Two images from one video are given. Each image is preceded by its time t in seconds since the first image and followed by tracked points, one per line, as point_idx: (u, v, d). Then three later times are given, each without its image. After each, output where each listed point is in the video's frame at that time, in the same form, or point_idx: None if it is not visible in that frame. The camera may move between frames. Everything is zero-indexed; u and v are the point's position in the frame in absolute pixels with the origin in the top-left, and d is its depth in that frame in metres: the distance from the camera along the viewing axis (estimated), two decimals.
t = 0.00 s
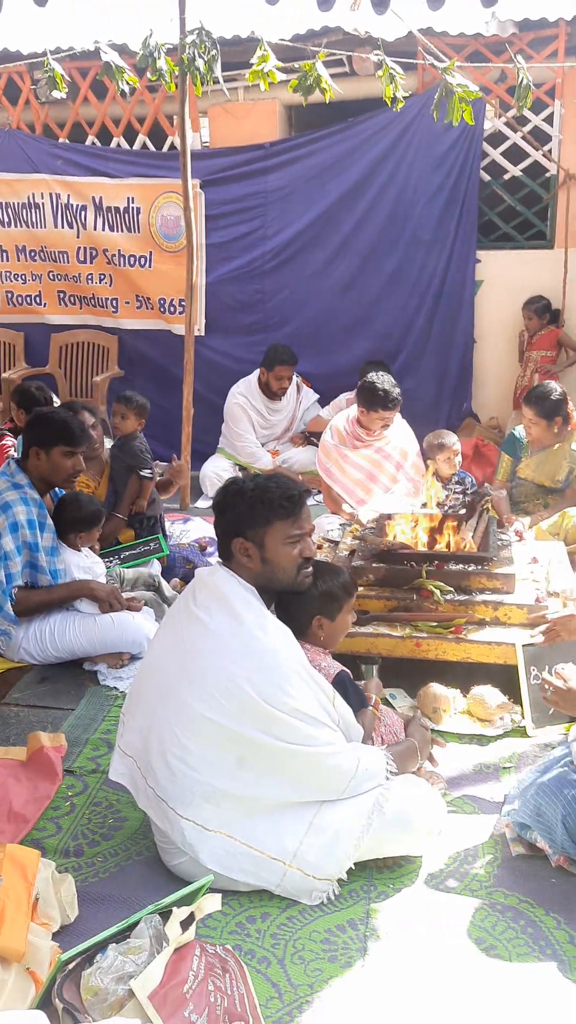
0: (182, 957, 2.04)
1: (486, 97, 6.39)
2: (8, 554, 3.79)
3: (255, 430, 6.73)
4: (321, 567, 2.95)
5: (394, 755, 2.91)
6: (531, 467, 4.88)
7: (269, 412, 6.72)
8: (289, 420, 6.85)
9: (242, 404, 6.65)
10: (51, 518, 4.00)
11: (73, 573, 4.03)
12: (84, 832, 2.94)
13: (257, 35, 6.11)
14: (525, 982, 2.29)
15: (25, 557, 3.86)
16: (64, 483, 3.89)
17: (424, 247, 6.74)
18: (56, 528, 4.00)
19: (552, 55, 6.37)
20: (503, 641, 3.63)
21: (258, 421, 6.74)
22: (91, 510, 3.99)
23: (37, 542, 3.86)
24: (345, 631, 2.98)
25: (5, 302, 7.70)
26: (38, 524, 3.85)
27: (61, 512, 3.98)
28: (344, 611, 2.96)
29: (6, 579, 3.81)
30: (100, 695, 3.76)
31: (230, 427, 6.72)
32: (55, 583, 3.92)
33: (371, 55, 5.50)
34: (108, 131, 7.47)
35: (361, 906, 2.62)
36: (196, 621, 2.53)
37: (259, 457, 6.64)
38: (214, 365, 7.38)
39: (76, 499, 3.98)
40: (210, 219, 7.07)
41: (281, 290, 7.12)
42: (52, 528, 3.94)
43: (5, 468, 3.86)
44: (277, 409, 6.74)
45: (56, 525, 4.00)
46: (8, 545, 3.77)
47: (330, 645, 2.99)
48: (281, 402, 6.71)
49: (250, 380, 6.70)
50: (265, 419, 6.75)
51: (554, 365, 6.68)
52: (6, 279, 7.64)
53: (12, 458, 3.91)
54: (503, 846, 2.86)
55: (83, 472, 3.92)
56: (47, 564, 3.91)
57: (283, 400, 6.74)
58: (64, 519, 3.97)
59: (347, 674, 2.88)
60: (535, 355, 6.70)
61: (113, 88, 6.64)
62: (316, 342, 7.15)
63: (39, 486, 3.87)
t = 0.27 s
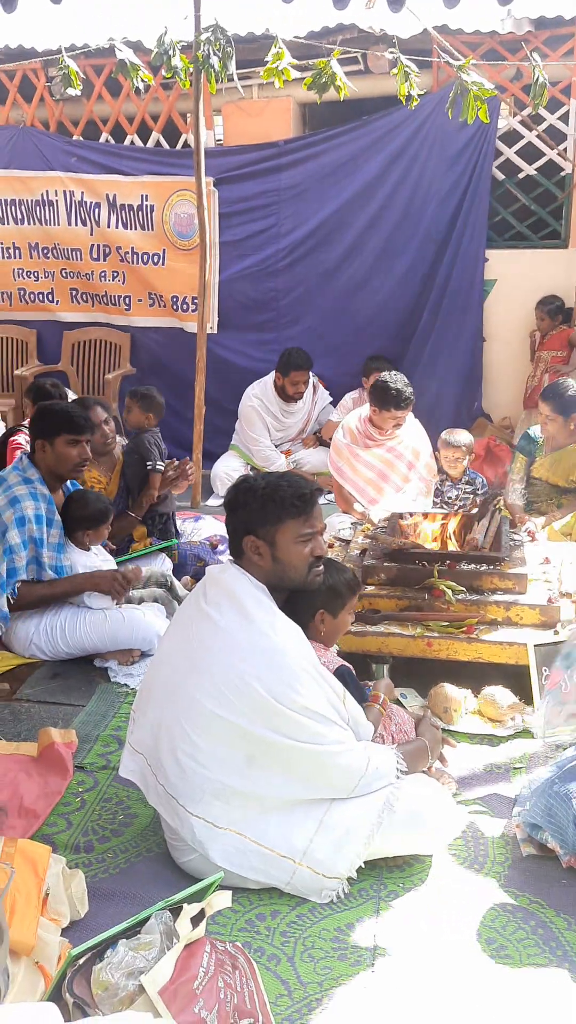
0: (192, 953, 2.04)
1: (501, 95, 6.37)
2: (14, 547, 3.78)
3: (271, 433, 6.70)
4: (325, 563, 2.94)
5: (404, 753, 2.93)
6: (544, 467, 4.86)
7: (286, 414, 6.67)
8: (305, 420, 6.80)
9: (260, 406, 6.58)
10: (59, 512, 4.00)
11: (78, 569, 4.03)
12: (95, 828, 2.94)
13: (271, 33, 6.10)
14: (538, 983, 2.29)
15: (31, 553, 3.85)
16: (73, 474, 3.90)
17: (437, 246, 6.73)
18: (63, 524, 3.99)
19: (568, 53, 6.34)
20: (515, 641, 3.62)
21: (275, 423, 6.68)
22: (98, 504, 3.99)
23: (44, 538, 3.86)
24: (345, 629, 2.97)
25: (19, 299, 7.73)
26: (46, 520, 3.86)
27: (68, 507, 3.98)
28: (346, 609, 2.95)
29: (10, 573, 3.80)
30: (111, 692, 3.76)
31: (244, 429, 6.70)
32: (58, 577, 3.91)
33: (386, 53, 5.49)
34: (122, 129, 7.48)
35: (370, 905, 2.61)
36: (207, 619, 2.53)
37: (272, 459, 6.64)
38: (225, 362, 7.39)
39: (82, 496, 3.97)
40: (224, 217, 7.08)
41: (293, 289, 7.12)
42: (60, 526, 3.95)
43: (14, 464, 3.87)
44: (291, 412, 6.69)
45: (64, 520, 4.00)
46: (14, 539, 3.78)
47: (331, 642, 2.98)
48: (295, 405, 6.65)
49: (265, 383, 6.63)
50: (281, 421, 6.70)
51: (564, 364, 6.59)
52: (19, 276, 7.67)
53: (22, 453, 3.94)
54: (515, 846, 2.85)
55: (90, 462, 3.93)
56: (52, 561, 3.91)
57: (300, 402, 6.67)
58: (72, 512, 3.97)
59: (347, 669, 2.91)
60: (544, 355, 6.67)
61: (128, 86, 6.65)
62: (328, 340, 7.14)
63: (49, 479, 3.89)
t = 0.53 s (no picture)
0: (201, 951, 2.05)
1: (514, 95, 6.36)
2: (23, 544, 3.80)
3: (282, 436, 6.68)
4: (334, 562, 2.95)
5: (413, 753, 2.90)
6: (555, 469, 4.86)
7: (299, 416, 6.64)
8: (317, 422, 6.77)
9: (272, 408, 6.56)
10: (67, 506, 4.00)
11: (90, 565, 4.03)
12: (104, 825, 2.95)
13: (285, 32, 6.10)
14: (547, 985, 2.28)
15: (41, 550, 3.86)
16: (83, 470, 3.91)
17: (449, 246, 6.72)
18: (70, 521, 3.99)
19: None
20: (525, 642, 3.61)
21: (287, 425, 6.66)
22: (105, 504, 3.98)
23: (53, 535, 3.87)
24: (351, 628, 2.99)
25: (30, 298, 7.76)
26: (53, 518, 3.87)
27: (74, 504, 3.97)
28: (353, 609, 2.97)
29: (20, 570, 3.82)
30: (120, 689, 3.77)
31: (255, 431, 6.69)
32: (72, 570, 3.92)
33: (399, 52, 5.49)
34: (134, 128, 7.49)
35: (379, 905, 2.61)
36: (216, 617, 2.53)
37: (282, 461, 6.64)
38: (236, 361, 7.39)
39: (89, 495, 3.96)
40: (236, 216, 7.09)
41: (304, 288, 7.12)
42: (67, 523, 3.96)
43: (23, 461, 3.90)
44: (304, 414, 6.64)
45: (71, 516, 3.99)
46: (22, 536, 3.80)
47: (336, 641, 2.99)
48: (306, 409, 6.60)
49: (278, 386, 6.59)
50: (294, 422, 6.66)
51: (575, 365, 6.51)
52: (32, 274, 7.71)
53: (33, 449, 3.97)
54: (524, 846, 2.85)
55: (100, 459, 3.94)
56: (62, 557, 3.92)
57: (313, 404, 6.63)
58: (77, 508, 3.96)
59: (353, 668, 2.90)
60: (556, 356, 6.61)
61: (141, 85, 6.66)
62: (338, 340, 7.13)
63: (57, 476, 3.91)
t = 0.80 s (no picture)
0: (209, 950, 2.04)
1: (524, 93, 6.33)
2: (34, 546, 3.79)
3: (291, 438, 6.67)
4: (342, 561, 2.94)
5: (419, 754, 2.91)
6: (562, 469, 4.84)
7: (308, 417, 6.63)
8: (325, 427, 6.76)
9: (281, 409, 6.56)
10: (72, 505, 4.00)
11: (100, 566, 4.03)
12: (112, 824, 2.95)
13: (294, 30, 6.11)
14: (556, 986, 2.27)
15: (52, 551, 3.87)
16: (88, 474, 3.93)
17: (458, 245, 6.70)
18: (76, 518, 3.99)
19: None
20: (534, 642, 3.60)
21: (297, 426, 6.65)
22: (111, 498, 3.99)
23: (62, 536, 3.87)
24: (358, 628, 2.98)
25: (38, 297, 7.78)
26: (60, 517, 3.87)
27: (81, 500, 3.98)
28: (359, 609, 2.96)
29: (32, 573, 3.81)
30: (128, 688, 3.78)
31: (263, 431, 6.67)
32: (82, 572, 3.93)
33: (408, 50, 5.48)
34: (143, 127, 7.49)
35: (387, 905, 2.61)
36: (223, 617, 2.53)
37: (290, 461, 6.63)
38: (243, 361, 7.39)
39: (96, 491, 3.97)
40: (244, 216, 7.09)
41: (312, 287, 7.11)
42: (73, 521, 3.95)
43: (27, 462, 3.89)
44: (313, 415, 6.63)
45: (77, 513, 3.99)
46: (32, 539, 3.79)
47: (342, 641, 2.98)
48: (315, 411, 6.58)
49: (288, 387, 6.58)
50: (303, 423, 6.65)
51: None
52: (39, 273, 7.73)
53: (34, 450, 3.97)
54: (532, 847, 2.84)
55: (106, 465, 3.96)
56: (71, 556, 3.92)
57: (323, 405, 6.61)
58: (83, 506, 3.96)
59: (359, 669, 2.89)
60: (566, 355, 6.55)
61: (150, 84, 6.66)
62: (346, 339, 7.12)
63: (61, 475, 3.91)
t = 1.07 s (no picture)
0: (218, 949, 2.03)
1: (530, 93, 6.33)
2: (43, 545, 3.80)
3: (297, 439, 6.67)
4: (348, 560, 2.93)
5: (432, 757, 2.76)
6: (568, 469, 4.84)
7: (314, 420, 6.66)
8: (332, 428, 6.78)
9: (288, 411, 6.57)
10: (79, 503, 3.99)
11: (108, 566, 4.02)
12: (119, 823, 2.96)
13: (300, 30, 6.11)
14: (563, 987, 2.27)
15: (59, 549, 3.87)
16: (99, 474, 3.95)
17: (463, 245, 6.69)
18: (84, 517, 3.99)
19: None
20: (540, 642, 3.60)
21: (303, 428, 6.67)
22: (119, 497, 3.98)
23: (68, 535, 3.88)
24: (363, 628, 2.97)
25: (45, 297, 7.81)
26: (67, 516, 3.88)
27: (87, 498, 3.98)
28: (364, 608, 2.94)
29: (42, 572, 3.82)
30: (134, 687, 3.78)
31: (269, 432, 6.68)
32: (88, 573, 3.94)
33: (415, 51, 5.48)
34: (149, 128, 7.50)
35: (393, 905, 2.61)
36: (230, 617, 2.53)
37: (296, 461, 6.63)
38: (249, 361, 7.40)
39: (102, 488, 3.97)
40: (250, 216, 7.10)
41: (318, 287, 7.12)
42: (82, 520, 3.96)
43: (37, 460, 3.91)
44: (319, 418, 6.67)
45: (85, 511, 3.99)
46: (41, 537, 3.80)
47: (348, 641, 2.98)
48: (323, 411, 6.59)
49: (296, 387, 6.61)
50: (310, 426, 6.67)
51: None
52: (46, 274, 7.76)
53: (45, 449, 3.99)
54: (539, 847, 2.84)
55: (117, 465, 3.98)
56: (78, 555, 3.92)
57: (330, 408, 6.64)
58: (89, 504, 3.96)
59: (364, 669, 2.89)
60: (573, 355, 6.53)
61: (156, 84, 6.67)
62: (352, 339, 7.13)
63: (72, 475, 3.92)
